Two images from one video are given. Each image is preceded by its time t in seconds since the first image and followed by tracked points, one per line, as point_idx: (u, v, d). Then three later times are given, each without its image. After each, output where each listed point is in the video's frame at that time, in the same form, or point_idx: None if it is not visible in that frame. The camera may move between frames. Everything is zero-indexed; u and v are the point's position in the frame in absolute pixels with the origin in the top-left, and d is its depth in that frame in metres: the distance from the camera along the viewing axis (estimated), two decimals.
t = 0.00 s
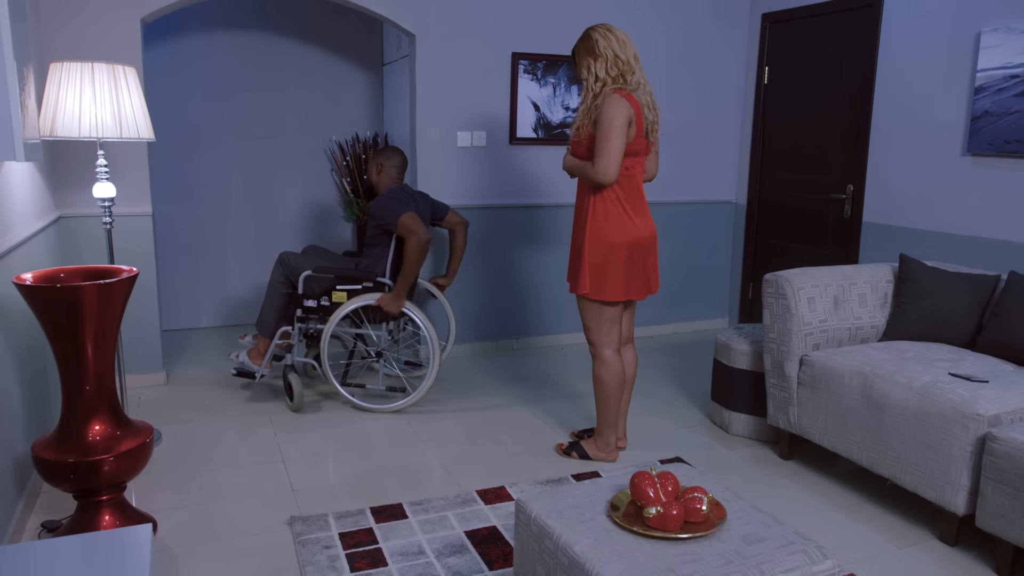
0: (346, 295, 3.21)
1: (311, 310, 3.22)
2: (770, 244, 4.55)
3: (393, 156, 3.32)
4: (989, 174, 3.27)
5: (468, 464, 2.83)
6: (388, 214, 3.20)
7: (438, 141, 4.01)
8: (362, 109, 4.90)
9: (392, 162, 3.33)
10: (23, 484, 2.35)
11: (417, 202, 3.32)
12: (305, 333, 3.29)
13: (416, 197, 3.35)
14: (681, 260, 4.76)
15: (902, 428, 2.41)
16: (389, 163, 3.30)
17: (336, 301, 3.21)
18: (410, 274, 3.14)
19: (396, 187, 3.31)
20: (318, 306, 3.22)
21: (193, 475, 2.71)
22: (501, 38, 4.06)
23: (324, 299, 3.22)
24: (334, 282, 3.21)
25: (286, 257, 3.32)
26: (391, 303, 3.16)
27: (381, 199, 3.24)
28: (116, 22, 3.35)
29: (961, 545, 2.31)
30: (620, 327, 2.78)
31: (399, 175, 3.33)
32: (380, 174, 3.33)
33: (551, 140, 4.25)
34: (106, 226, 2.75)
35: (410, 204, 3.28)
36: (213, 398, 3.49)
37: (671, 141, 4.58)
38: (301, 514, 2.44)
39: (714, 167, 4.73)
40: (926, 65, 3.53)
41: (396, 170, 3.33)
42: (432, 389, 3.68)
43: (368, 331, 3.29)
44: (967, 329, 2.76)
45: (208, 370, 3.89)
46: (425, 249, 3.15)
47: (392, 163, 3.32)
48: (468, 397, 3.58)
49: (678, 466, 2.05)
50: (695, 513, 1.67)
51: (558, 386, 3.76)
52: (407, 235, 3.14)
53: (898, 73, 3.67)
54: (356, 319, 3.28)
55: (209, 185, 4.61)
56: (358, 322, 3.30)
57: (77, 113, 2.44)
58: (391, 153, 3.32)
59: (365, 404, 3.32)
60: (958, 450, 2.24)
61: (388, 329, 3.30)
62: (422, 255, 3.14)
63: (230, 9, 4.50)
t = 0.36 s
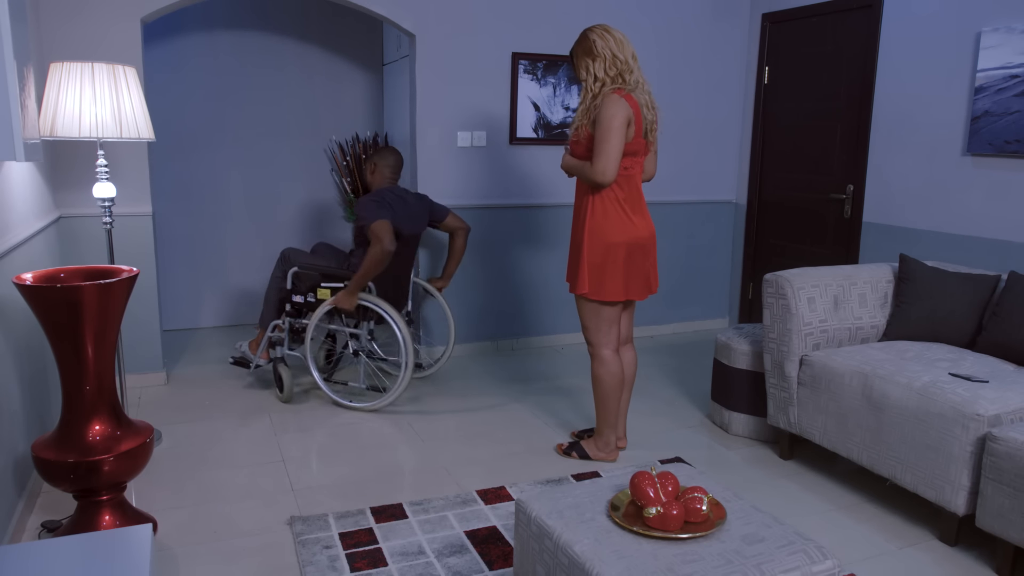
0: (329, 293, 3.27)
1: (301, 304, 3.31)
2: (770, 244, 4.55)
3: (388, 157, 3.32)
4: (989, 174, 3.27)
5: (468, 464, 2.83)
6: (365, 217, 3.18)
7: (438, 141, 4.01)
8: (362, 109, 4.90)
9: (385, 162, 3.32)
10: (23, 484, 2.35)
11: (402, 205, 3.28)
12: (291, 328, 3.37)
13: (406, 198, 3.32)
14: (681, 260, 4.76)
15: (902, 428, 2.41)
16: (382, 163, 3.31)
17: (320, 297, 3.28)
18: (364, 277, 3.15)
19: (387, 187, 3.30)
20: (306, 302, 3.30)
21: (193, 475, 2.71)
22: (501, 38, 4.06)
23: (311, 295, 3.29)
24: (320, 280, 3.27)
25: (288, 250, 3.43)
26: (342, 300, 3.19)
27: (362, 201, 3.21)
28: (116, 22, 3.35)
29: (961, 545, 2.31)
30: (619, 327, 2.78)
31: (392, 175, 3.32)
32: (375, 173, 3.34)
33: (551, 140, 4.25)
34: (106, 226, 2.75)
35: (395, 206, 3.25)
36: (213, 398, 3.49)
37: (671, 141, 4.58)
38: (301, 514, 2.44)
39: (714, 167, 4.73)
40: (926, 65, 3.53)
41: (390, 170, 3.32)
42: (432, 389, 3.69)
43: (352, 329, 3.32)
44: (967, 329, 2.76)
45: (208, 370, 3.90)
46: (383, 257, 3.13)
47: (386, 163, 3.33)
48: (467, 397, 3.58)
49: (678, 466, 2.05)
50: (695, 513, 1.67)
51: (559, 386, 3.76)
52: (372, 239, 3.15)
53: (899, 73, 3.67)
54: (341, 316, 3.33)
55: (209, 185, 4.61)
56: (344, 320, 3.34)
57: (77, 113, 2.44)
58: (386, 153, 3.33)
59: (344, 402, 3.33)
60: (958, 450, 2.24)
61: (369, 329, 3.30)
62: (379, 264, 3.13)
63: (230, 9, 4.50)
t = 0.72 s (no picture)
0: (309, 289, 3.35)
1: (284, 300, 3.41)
2: (770, 244, 4.55)
3: (370, 157, 3.32)
4: (989, 174, 3.27)
5: (468, 464, 2.83)
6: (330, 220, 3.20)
7: (438, 141, 4.01)
8: (362, 109, 4.90)
9: (364, 163, 3.31)
10: (23, 484, 2.35)
11: (371, 207, 3.26)
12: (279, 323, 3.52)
13: (382, 199, 3.30)
14: (681, 260, 4.76)
15: (902, 428, 2.41)
16: (363, 163, 3.32)
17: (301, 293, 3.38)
18: (309, 287, 3.22)
19: (365, 188, 3.31)
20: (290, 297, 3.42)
21: (194, 475, 2.71)
22: (501, 38, 4.06)
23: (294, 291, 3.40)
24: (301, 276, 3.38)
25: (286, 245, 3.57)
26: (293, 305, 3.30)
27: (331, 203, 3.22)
28: (116, 22, 3.35)
29: (961, 545, 2.31)
30: (618, 327, 2.78)
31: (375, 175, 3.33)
32: (357, 173, 3.35)
33: (550, 140, 4.25)
34: (106, 226, 2.74)
35: (365, 208, 3.24)
36: (213, 398, 3.49)
37: (671, 141, 4.58)
38: (301, 514, 2.44)
39: (714, 167, 4.73)
40: (925, 65, 3.53)
41: (372, 170, 3.32)
42: (431, 389, 3.68)
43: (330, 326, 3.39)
44: (967, 329, 2.76)
45: (208, 370, 3.90)
46: (328, 270, 3.17)
47: (369, 163, 3.33)
48: (467, 397, 3.58)
49: (678, 466, 2.05)
50: (695, 513, 1.67)
51: (558, 386, 3.75)
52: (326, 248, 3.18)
53: (899, 73, 3.67)
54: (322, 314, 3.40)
55: (208, 185, 4.61)
56: (325, 317, 3.40)
57: (77, 113, 2.44)
58: (369, 153, 3.33)
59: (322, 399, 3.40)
60: (958, 450, 2.24)
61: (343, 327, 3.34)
62: (323, 276, 3.17)
63: (230, 9, 4.50)
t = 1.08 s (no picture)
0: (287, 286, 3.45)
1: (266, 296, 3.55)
2: (770, 244, 4.54)
3: (341, 156, 3.35)
4: (990, 174, 3.27)
5: (468, 464, 2.83)
6: (303, 223, 3.28)
7: (438, 141, 4.01)
8: (362, 109, 4.90)
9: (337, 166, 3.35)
10: (23, 484, 2.35)
11: (340, 208, 3.31)
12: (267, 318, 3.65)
13: (354, 199, 3.34)
14: (681, 260, 4.76)
15: (902, 428, 2.41)
16: (337, 163, 3.36)
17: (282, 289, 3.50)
18: (277, 292, 3.35)
19: (340, 188, 3.35)
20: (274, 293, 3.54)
21: (194, 475, 2.71)
22: (501, 38, 4.06)
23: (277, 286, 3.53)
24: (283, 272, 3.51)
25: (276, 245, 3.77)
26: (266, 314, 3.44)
27: (305, 206, 3.30)
28: (116, 22, 3.35)
29: (961, 545, 2.31)
30: (618, 326, 2.78)
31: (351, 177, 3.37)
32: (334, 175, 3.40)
33: (550, 140, 4.25)
34: (106, 226, 2.74)
35: (335, 209, 3.30)
36: (213, 398, 3.49)
37: (671, 141, 4.58)
38: (301, 514, 2.44)
39: (714, 167, 4.73)
40: (925, 65, 3.53)
41: (346, 170, 3.36)
42: (431, 389, 3.69)
43: (308, 322, 3.47)
44: (967, 329, 2.76)
45: (208, 370, 3.90)
46: (292, 275, 3.28)
47: (342, 163, 3.37)
48: (467, 397, 3.58)
49: (678, 466, 2.05)
50: (695, 513, 1.67)
51: (559, 386, 3.75)
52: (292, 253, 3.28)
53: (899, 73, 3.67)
54: (301, 310, 3.50)
55: (208, 185, 4.61)
56: (305, 314, 3.49)
57: (77, 113, 2.44)
58: (342, 152, 3.36)
59: (301, 392, 3.47)
60: (958, 450, 2.24)
61: (319, 323, 3.42)
62: (287, 280, 3.28)
63: (230, 9, 4.50)
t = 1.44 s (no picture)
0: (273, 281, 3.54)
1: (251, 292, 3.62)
2: (770, 244, 4.54)
3: (317, 156, 3.45)
4: (990, 174, 3.27)
5: (468, 464, 2.83)
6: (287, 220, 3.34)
7: (438, 141, 4.02)
8: (362, 109, 4.90)
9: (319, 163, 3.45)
10: (23, 484, 2.35)
11: (321, 205, 3.38)
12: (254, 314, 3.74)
13: (335, 197, 3.42)
14: (681, 260, 4.76)
15: (901, 428, 2.41)
16: (315, 163, 3.45)
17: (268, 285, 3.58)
18: (262, 285, 3.40)
19: (320, 186, 3.43)
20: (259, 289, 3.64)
21: (194, 475, 2.71)
22: (501, 38, 4.06)
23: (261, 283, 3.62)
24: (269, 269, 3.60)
25: (263, 243, 3.81)
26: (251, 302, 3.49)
27: (288, 203, 3.35)
28: (116, 22, 3.35)
29: (961, 545, 2.31)
30: (616, 325, 2.78)
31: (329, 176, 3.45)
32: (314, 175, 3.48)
33: (550, 140, 4.25)
34: (106, 226, 2.73)
35: (317, 206, 3.37)
36: (212, 398, 3.49)
37: (671, 140, 4.58)
38: (301, 514, 2.44)
39: (713, 166, 4.73)
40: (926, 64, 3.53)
41: (324, 169, 3.45)
42: (432, 388, 3.69)
43: (292, 318, 3.55)
44: (967, 329, 2.76)
45: (209, 370, 3.90)
46: (277, 271, 3.33)
47: (319, 163, 3.45)
48: (467, 397, 3.58)
49: (678, 466, 2.05)
50: (695, 513, 1.67)
51: (559, 385, 3.75)
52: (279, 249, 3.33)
53: (899, 73, 3.66)
54: (285, 306, 3.57)
55: (208, 184, 4.61)
56: (289, 310, 3.57)
57: (77, 113, 2.44)
58: (320, 153, 3.46)
59: (285, 386, 3.54)
60: (958, 450, 2.24)
61: (302, 318, 3.50)
62: (274, 275, 3.33)
63: (230, 9, 4.50)
